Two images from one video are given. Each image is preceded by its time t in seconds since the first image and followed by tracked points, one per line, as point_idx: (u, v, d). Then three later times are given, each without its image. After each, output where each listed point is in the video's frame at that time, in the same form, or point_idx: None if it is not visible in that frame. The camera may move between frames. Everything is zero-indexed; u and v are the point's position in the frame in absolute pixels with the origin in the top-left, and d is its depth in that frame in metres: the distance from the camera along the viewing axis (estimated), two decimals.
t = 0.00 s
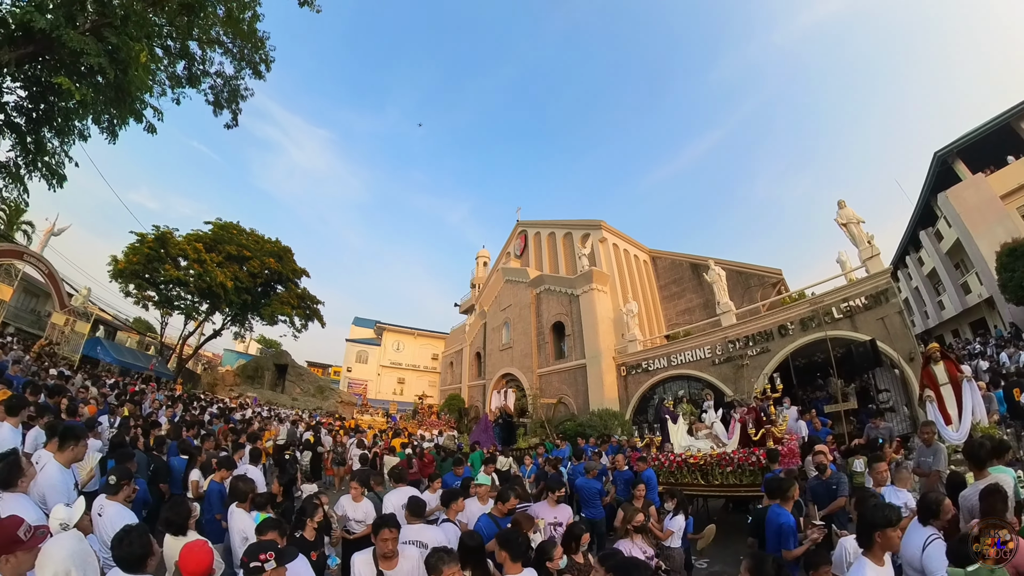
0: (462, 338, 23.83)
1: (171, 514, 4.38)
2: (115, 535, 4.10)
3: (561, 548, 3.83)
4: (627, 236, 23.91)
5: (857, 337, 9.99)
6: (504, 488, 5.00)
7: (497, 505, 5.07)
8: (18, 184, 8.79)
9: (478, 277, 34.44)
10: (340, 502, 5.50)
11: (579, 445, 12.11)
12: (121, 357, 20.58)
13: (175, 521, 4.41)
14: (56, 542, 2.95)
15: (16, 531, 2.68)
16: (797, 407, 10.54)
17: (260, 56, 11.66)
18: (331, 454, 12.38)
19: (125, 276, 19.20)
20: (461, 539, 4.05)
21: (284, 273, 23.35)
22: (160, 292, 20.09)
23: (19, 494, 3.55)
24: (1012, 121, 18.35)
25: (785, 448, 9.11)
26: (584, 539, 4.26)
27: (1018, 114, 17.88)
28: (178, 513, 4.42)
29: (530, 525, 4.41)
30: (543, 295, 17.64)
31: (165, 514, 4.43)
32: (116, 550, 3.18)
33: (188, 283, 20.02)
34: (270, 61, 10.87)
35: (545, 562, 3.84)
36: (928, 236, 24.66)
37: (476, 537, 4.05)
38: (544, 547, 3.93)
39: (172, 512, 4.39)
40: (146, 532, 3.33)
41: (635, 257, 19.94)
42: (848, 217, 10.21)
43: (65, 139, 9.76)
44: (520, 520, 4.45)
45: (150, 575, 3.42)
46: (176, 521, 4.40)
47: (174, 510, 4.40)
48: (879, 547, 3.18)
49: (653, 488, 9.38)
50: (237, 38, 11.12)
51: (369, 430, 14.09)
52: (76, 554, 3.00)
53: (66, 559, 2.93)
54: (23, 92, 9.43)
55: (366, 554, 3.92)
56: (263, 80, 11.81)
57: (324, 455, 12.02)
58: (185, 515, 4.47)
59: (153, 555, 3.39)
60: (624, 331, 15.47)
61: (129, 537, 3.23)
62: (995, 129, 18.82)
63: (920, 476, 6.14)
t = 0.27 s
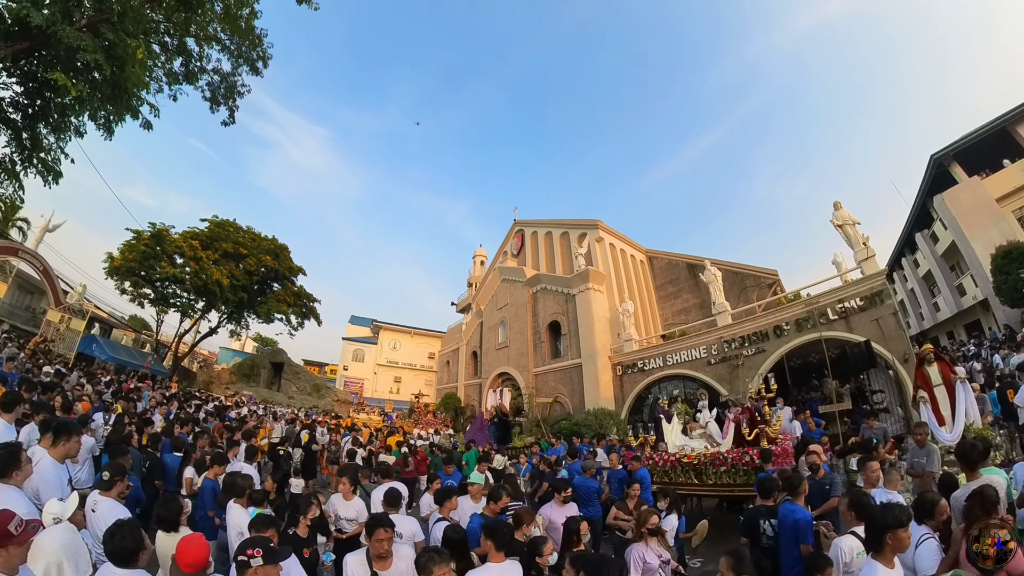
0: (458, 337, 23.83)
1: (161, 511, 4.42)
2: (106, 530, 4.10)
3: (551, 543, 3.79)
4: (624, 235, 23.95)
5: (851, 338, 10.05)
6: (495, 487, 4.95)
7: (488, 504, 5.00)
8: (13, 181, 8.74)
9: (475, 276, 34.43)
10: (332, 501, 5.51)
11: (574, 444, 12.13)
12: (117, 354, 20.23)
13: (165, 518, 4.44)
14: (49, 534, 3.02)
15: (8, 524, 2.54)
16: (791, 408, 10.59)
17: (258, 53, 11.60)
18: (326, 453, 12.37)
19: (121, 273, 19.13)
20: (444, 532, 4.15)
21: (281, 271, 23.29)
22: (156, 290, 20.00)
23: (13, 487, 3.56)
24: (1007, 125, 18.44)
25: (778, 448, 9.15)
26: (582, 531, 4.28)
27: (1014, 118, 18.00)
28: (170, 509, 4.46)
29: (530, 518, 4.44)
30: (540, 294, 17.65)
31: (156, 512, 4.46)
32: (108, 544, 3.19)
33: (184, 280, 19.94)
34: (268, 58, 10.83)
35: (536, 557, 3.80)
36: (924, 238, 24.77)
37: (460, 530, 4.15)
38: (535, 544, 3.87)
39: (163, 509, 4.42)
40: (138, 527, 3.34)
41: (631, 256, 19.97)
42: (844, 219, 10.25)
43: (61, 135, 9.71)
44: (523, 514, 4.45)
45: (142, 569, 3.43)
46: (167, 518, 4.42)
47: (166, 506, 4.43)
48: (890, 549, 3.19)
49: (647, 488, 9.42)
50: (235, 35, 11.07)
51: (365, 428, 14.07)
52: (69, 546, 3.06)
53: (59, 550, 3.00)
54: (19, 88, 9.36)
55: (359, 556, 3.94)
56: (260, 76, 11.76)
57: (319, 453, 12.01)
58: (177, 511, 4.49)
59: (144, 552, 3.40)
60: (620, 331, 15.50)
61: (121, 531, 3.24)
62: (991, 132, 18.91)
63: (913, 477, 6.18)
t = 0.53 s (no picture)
0: (454, 336, 23.84)
1: (153, 505, 4.47)
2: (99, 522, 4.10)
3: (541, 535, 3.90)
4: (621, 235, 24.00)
5: (846, 339, 10.12)
6: (485, 481, 4.93)
7: (481, 499, 4.99)
8: (9, 177, 8.70)
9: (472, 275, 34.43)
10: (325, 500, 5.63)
11: (568, 444, 12.17)
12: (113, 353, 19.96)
13: (158, 512, 4.49)
14: (40, 523, 3.03)
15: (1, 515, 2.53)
16: (785, 408, 10.64)
17: (255, 50, 11.57)
18: (320, 451, 12.37)
19: (116, 270, 19.08)
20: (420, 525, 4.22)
21: (277, 269, 23.23)
22: (152, 287, 19.92)
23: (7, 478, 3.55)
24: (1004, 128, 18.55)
25: (771, 448, 9.21)
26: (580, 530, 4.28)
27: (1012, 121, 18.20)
28: (162, 503, 4.52)
29: (530, 510, 4.51)
30: (536, 294, 17.67)
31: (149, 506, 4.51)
32: (100, 535, 3.19)
33: (180, 278, 19.86)
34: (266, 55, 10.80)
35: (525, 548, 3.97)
36: (919, 240, 24.91)
37: (435, 524, 4.20)
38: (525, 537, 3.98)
39: (155, 502, 4.48)
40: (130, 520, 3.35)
41: (628, 256, 20.02)
42: (839, 220, 10.31)
43: (57, 131, 9.66)
44: (521, 507, 4.51)
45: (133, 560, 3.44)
46: (159, 511, 4.48)
47: (157, 500, 4.49)
48: (902, 548, 3.14)
49: (640, 487, 9.47)
50: (232, 31, 11.03)
51: (360, 426, 14.06)
52: (59, 535, 3.04)
53: (48, 540, 2.99)
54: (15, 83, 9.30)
55: (359, 551, 3.91)
56: (258, 74, 11.73)
57: (314, 451, 12.01)
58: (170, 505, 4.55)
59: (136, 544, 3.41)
60: (616, 331, 15.54)
61: (114, 523, 3.25)
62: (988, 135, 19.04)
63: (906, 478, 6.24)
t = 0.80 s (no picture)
0: (451, 334, 23.82)
1: (144, 499, 4.55)
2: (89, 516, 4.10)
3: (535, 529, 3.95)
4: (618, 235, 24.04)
5: (841, 339, 10.17)
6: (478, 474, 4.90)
7: (476, 493, 4.96)
8: (4, 172, 8.65)
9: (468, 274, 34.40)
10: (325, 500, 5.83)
11: (563, 442, 12.19)
12: (107, 350, 20.48)
13: (151, 507, 4.58)
14: (29, 513, 2.98)
15: None
16: (779, 407, 10.67)
17: (253, 47, 11.53)
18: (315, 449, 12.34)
19: (112, 267, 18.96)
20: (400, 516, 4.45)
21: (273, 267, 23.16)
22: (147, 285, 19.82)
23: None
24: (1000, 131, 18.71)
25: (765, 447, 9.25)
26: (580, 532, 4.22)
27: (1008, 125, 18.38)
28: (154, 499, 4.62)
29: (527, 510, 4.51)
30: (532, 293, 17.68)
31: (140, 500, 4.60)
32: (88, 527, 3.19)
33: (175, 275, 19.77)
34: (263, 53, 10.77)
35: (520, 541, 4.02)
36: (915, 242, 25.07)
37: (414, 515, 4.44)
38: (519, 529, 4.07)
39: (148, 497, 4.56)
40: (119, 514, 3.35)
41: (624, 256, 20.05)
42: (835, 221, 10.36)
43: (53, 127, 9.61)
44: (519, 505, 4.53)
45: (121, 554, 3.44)
46: (150, 507, 4.56)
47: (150, 495, 4.57)
48: (919, 542, 3.14)
49: (634, 485, 9.50)
50: (230, 28, 10.99)
51: (356, 425, 14.03)
52: (47, 527, 3.02)
53: (36, 531, 2.96)
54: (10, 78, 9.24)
55: (354, 547, 3.90)
56: (255, 71, 11.69)
57: (309, 449, 11.98)
58: (162, 501, 4.67)
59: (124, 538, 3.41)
60: (611, 330, 15.56)
61: (104, 515, 3.25)
62: (984, 139, 19.19)
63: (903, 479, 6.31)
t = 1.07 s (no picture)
0: (447, 333, 23.79)
1: (138, 494, 4.71)
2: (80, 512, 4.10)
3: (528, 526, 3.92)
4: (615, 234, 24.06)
5: (837, 339, 10.20)
6: (478, 470, 4.96)
7: (477, 490, 5.01)
8: None
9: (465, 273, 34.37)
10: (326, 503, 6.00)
11: (559, 441, 12.19)
12: (102, 349, 20.01)
13: (142, 502, 4.73)
14: (15, 507, 2.96)
15: None
16: (775, 407, 10.69)
17: (250, 43, 11.49)
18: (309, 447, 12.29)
19: (108, 263, 18.85)
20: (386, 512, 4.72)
21: (270, 264, 23.09)
22: (143, 282, 19.74)
23: None
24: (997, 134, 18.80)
25: (761, 446, 9.27)
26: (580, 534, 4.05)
27: (1004, 128, 18.47)
28: (147, 494, 4.75)
29: (530, 505, 4.47)
30: (529, 291, 17.66)
31: (133, 495, 4.74)
32: (78, 521, 3.21)
33: (172, 273, 19.69)
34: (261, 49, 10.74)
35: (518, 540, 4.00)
36: (911, 244, 25.17)
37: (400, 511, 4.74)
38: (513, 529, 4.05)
39: (141, 493, 4.71)
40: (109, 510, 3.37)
41: (621, 255, 20.06)
42: (832, 221, 10.38)
43: (48, 122, 9.56)
44: (521, 501, 4.48)
45: (109, 550, 3.45)
46: (142, 501, 4.72)
47: (143, 490, 4.73)
48: (943, 537, 3.16)
49: (629, 484, 9.51)
50: (227, 24, 10.95)
51: (351, 423, 13.99)
52: (34, 521, 3.02)
53: (23, 525, 2.96)
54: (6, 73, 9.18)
55: (342, 548, 3.84)
56: (252, 67, 11.66)
57: (303, 447, 11.96)
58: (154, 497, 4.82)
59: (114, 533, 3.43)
60: (608, 329, 15.57)
61: (93, 510, 3.27)
62: (981, 141, 19.27)
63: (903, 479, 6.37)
